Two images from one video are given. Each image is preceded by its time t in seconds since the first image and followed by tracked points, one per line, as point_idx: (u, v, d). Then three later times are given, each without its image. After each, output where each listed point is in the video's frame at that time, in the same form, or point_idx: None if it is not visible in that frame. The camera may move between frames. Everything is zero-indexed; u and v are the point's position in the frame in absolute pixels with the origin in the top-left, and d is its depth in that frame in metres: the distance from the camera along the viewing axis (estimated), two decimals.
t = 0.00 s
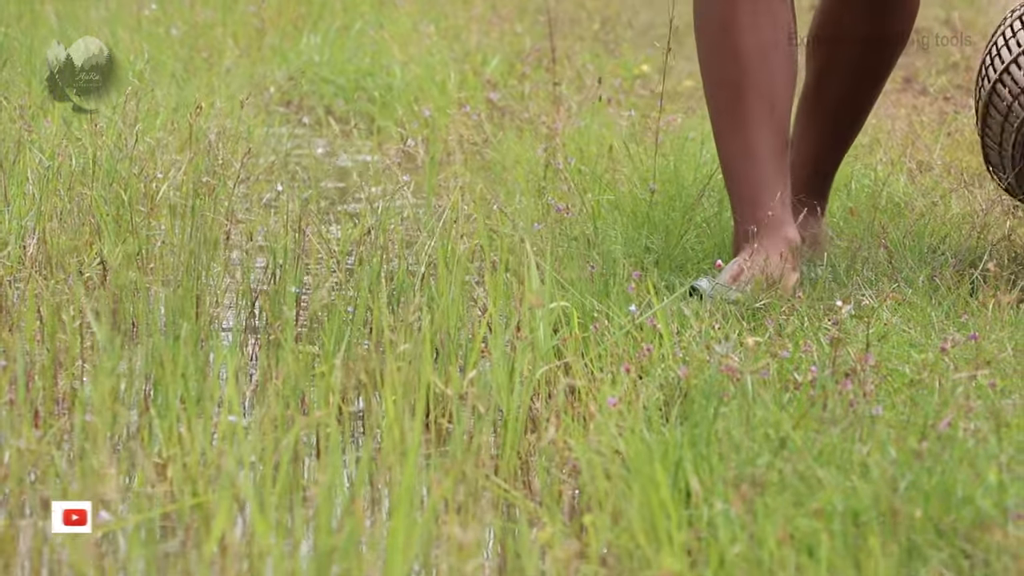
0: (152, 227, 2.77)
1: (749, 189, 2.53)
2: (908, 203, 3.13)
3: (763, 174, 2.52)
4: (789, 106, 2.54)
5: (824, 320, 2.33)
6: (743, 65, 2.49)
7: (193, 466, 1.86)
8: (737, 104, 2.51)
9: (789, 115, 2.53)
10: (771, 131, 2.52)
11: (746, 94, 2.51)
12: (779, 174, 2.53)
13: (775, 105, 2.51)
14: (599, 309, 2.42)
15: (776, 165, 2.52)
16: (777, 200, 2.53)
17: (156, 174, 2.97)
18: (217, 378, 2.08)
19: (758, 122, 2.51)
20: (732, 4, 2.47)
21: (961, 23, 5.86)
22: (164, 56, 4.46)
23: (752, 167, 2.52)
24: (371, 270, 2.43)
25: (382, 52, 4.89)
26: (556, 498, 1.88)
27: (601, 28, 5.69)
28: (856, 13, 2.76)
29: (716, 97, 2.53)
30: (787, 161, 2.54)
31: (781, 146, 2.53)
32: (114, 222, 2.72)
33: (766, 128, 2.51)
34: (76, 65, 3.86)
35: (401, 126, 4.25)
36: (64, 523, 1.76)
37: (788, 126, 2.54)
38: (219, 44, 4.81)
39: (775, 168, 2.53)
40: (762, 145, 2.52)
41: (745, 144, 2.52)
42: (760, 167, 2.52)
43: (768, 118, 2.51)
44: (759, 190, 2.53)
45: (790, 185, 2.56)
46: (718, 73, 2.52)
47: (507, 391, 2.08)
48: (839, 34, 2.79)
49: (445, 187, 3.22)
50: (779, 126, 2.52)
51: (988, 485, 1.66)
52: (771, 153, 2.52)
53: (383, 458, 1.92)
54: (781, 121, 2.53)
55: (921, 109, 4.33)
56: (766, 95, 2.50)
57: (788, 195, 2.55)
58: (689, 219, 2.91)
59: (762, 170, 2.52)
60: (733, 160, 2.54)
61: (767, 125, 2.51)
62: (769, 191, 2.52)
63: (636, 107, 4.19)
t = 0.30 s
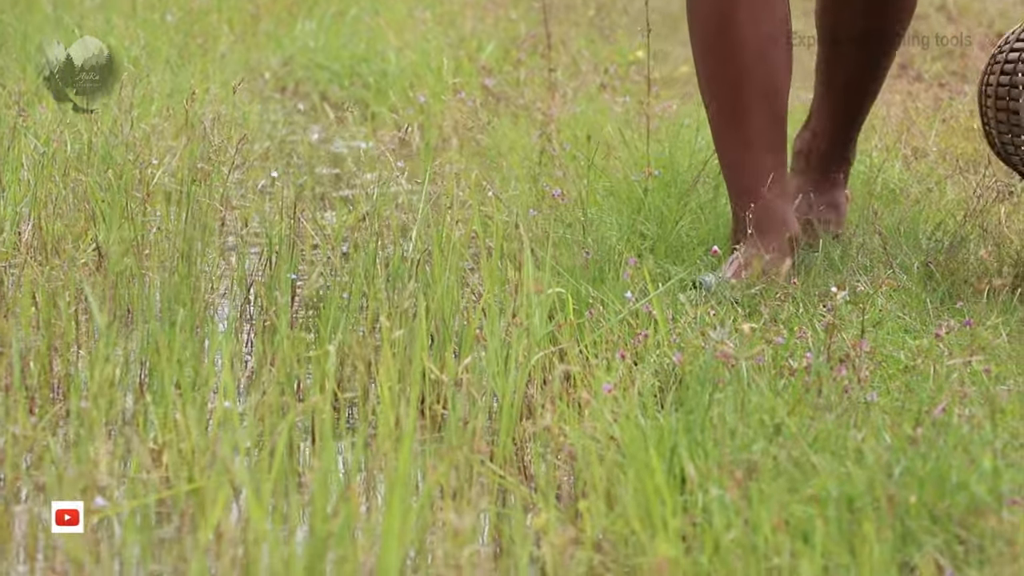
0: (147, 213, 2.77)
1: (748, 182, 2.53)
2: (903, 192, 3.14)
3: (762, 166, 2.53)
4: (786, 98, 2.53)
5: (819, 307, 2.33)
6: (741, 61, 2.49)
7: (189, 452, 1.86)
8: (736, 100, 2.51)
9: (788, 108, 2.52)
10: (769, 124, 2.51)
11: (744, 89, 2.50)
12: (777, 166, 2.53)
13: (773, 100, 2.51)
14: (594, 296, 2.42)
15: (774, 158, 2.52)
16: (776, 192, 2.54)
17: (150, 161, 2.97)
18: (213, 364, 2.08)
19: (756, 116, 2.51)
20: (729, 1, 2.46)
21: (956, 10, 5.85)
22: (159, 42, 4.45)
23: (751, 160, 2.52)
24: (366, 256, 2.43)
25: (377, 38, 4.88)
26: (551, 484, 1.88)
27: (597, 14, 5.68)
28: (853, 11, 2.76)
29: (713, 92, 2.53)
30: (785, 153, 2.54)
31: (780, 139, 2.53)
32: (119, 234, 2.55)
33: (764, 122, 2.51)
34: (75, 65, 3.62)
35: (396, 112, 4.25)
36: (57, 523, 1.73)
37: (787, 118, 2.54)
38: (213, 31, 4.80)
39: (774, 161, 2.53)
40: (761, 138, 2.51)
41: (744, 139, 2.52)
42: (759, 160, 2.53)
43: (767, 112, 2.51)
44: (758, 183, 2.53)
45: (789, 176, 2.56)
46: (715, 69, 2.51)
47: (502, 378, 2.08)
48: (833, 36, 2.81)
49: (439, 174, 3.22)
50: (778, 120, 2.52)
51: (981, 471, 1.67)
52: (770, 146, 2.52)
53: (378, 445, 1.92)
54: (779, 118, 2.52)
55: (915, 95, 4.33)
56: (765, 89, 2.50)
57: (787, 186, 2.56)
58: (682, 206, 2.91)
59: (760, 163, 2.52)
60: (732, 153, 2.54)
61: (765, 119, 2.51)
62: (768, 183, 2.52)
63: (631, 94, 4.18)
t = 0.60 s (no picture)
0: (144, 198, 2.77)
1: (743, 176, 2.53)
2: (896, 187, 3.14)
3: (757, 159, 2.53)
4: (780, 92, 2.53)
5: (814, 291, 2.34)
6: (735, 56, 2.49)
7: (185, 437, 1.86)
8: (730, 95, 2.51)
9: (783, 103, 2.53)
10: (764, 120, 2.52)
11: (738, 85, 2.51)
12: (773, 159, 2.54)
13: (767, 94, 2.51)
14: (589, 281, 2.42)
15: (769, 152, 2.53)
16: (772, 185, 2.54)
17: (146, 146, 2.97)
18: (208, 349, 2.09)
19: (751, 111, 2.51)
20: None
21: None
22: (153, 27, 4.44)
23: (747, 154, 2.53)
24: (363, 241, 2.43)
25: (373, 23, 4.87)
26: (547, 469, 1.89)
27: None
28: None
29: (708, 88, 2.53)
30: (781, 146, 2.55)
31: (775, 134, 2.53)
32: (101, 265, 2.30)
33: (758, 115, 2.51)
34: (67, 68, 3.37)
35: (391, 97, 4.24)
36: (57, 524, 1.67)
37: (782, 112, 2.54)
38: (208, 16, 4.79)
39: (769, 154, 2.53)
40: (756, 133, 2.52)
41: (738, 133, 2.52)
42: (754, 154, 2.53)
43: (761, 107, 2.51)
44: (753, 176, 2.53)
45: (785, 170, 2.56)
46: (710, 65, 2.52)
47: (498, 363, 2.08)
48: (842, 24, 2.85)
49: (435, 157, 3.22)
50: (773, 114, 2.52)
51: (977, 455, 1.67)
52: (764, 140, 2.53)
53: (375, 430, 1.92)
54: (771, 110, 2.52)
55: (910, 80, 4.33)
56: (759, 84, 2.51)
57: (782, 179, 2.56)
58: (677, 193, 2.92)
59: (755, 157, 2.53)
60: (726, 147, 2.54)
61: (760, 114, 2.51)
62: (762, 176, 2.52)
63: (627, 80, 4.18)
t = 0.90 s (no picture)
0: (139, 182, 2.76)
1: (740, 157, 2.58)
2: (889, 179, 3.15)
3: (754, 142, 2.57)
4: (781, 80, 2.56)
5: (809, 275, 2.34)
6: (740, 43, 2.51)
7: (179, 422, 1.86)
8: (733, 81, 2.54)
9: (784, 90, 2.56)
10: (764, 105, 2.56)
11: (743, 71, 2.54)
12: (770, 142, 2.59)
13: (769, 81, 2.55)
14: (584, 265, 2.42)
15: (767, 135, 2.57)
16: (767, 167, 2.59)
17: (141, 130, 2.97)
18: (203, 333, 2.09)
19: (753, 96, 2.54)
20: None
21: None
22: (149, 12, 4.43)
23: (746, 136, 2.57)
24: (359, 226, 2.43)
25: (368, 8, 4.87)
26: (542, 454, 1.89)
27: None
28: None
29: (709, 75, 2.56)
30: (779, 130, 2.59)
31: (773, 119, 2.58)
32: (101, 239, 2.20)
33: (758, 102, 2.55)
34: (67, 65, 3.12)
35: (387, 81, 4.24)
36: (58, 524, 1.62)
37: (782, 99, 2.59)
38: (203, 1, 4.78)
39: (767, 137, 2.58)
40: (756, 117, 2.56)
41: (738, 117, 2.56)
42: (752, 136, 2.57)
43: (763, 93, 2.55)
44: (750, 156, 2.58)
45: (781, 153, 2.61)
46: (715, 51, 2.53)
47: (493, 347, 2.08)
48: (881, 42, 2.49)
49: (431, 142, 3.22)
50: (773, 101, 2.56)
51: (972, 440, 1.67)
52: (764, 124, 2.57)
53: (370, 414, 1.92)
54: (771, 97, 2.56)
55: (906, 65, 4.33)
56: (759, 72, 2.54)
57: (778, 162, 2.61)
58: (671, 178, 2.92)
59: (754, 138, 2.57)
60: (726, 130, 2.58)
61: (761, 99, 2.55)
62: (759, 158, 2.56)
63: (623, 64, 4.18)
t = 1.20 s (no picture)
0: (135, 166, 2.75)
1: (738, 139, 2.59)
2: (884, 164, 3.16)
3: (754, 125, 2.58)
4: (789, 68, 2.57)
5: (805, 258, 2.34)
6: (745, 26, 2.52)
7: (175, 406, 1.86)
8: (738, 62, 2.55)
9: (791, 77, 2.57)
10: (769, 90, 2.56)
11: (749, 53, 2.54)
12: (771, 127, 2.59)
13: (775, 65, 2.55)
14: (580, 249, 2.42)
15: (767, 119, 2.58)
16: (766, 151, 2.59)
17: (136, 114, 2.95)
18: (198, 318, 2.08)
19: (756, 80, 2.55)
20: None
21: None
22: None
23: (745, 118, 2.58)
24: (354, 211, 2.42)
25: None
26: (538, 438, 1.89)
27: None
28: None
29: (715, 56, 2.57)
30: (783, 115, 2.59)
31: (776, 104, 2.58)
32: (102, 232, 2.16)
33: (763, 85, 2.56)
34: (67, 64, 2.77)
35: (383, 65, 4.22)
36: (58, 523, 1.59)
37: (788, 85, 2.59)
38: None
39: (766, 121, 2.58)
40: (758, 100, 2.57)
41: (740, 100, 2.57)
42: (752, 119, 2.58)
43: (767, 78, 2.55)
44: (748, 140, 2.59)
45: (783, 139, 2.61)
46: (721, 33, 2.55)
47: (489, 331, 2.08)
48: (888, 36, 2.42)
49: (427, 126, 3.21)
50: (778, 86, 2.57)
51: (967, 424, 1.67)
52: (765, 108, 2.58)
53: (367, 399, 1.92)
54: (777, 82, 2.56)
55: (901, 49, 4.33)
56: (766, 56, 2.54)
57: (779, 147, 2.60)
58: (668, 163, 2.91)
59: (754, 121, 2.58)
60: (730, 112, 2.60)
61: (765, 84, 2.56)
62: (755, 141, 2.57)
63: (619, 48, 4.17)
